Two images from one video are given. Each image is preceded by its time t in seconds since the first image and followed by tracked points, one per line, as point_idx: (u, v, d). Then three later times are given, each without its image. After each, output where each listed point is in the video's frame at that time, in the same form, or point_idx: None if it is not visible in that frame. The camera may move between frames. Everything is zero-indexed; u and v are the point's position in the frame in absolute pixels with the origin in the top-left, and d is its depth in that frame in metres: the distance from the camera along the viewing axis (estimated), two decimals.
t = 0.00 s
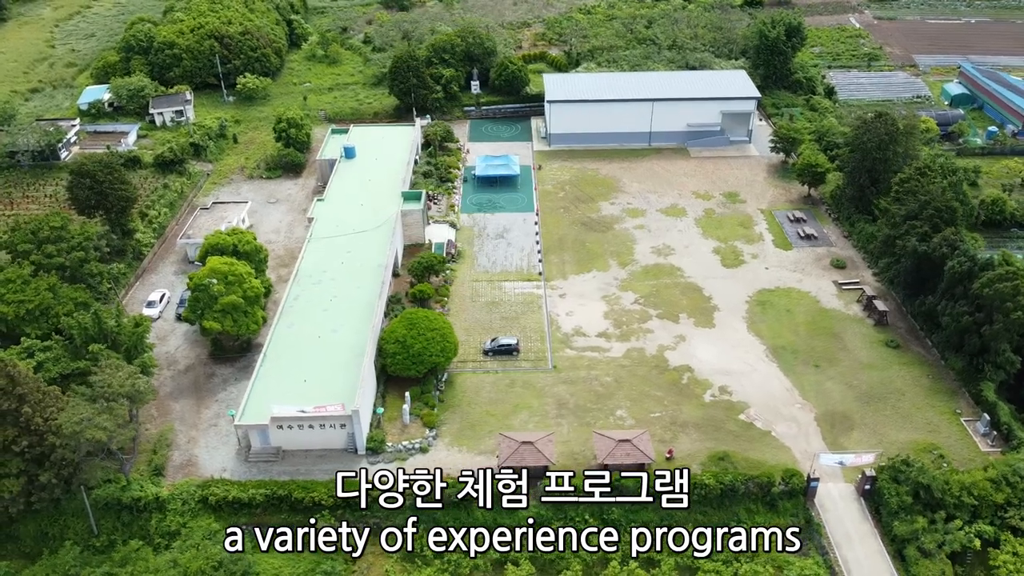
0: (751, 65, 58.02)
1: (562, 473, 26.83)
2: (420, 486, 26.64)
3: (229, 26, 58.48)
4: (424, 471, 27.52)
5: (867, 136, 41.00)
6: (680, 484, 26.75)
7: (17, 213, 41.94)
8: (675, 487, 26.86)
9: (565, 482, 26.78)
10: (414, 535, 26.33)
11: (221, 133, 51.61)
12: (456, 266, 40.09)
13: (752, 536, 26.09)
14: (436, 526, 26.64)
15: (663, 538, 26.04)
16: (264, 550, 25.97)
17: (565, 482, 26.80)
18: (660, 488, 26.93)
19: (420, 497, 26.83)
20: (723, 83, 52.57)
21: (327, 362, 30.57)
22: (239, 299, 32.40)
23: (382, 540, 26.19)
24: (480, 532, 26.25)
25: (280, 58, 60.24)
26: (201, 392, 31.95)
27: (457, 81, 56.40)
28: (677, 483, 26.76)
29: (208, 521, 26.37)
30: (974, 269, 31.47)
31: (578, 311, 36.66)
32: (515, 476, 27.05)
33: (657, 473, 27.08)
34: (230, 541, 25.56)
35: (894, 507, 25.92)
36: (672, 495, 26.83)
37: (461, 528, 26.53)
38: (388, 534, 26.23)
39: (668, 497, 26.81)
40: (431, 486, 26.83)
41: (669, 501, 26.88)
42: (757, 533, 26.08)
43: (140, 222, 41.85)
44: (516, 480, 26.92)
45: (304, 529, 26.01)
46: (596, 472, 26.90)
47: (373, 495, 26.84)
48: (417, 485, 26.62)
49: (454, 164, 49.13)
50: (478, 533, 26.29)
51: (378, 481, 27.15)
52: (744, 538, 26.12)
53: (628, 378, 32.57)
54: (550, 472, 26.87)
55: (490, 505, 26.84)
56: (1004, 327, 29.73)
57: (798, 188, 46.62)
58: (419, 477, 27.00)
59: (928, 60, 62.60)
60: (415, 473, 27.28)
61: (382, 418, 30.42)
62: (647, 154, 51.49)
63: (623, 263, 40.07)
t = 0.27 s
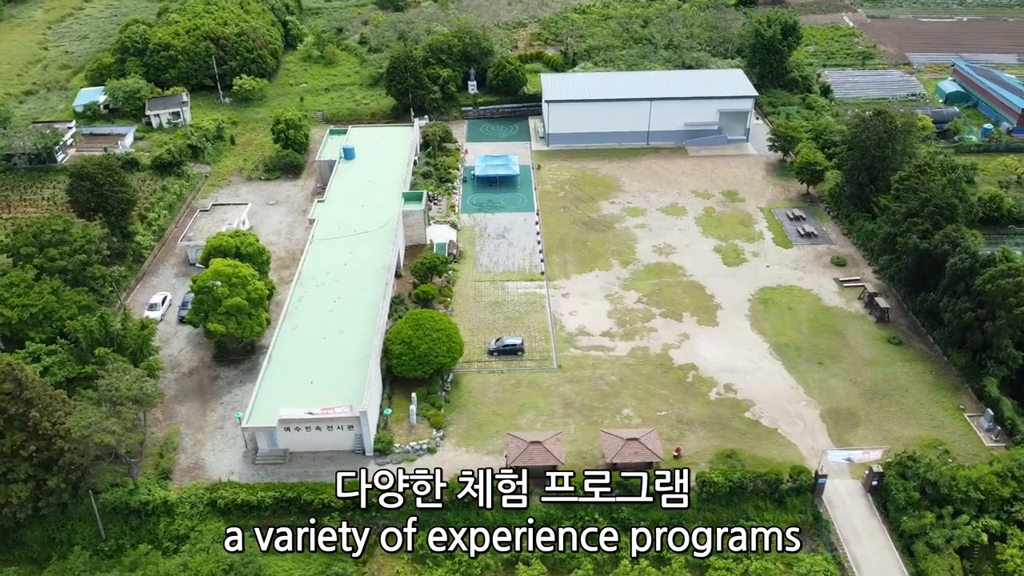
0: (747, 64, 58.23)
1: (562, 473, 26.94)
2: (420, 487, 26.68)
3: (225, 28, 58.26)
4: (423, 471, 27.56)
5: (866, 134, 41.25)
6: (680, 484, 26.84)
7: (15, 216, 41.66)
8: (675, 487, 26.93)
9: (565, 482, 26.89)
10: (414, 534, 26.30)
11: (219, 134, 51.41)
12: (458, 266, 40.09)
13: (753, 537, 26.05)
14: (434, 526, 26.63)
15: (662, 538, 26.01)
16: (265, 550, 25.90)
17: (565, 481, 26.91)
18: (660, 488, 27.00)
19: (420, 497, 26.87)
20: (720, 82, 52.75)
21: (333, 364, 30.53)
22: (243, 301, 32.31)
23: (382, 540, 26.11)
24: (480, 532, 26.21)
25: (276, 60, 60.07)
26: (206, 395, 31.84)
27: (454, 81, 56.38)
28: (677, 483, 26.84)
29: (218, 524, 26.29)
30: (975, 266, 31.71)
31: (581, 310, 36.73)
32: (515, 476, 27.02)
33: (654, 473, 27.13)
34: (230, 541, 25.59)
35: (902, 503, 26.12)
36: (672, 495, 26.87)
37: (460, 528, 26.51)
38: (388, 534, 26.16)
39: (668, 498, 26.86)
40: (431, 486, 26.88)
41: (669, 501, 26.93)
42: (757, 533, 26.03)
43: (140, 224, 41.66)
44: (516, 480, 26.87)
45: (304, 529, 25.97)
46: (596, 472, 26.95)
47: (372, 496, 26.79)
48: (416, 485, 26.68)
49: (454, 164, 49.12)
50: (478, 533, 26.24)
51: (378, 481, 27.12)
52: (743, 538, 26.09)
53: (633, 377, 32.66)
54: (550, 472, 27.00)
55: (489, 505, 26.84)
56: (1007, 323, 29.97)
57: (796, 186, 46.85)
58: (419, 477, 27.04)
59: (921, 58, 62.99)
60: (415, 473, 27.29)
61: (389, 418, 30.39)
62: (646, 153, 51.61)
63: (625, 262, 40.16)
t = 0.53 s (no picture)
0: (743, 63, 58.44)
1: (562, 473, 26.98)
2: (420, 486, 26.69)
3: (221, 28, 58.02)
4: (423, 473, 27.62)
5: (865, 131, 41.47)
6: (680, 484, 26.81)
7: (13, 219, 41.38)
8: (675, 487, 26.92)
9: (565, 482, 26.94)
10: (414, 534, 26.32)
11: (216, 136, 51.21)
12: (460, 266, 40.07)
13: (753, 537, 25.98)
14: (436, 526, 26.59)
15: (662, 538, 25.96)
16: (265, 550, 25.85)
17: (565, 481, 26.95)
18: (660, 488, 26.95)
19: (420, 497, 26.86)
20: (718, 81, 52.91)
21: (339, 365, 30.46)
22: (248, 303, 32.20)
23: (382, 540, 26.09)
24: (480, 532, 26.18)
25: (272, 60, 59.87)
26: (211, 397, 31.70)
27: (452, 81, 56.35)
28: (677, 483, 26.82)
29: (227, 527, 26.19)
30: (977, 262, 31.93)
31: (584, 309, 36.78)
32: (515, 476, 27.06)
33: (649, 474, 27.03)
34: (230, 541, 25.62)
35: (910, 498, 26.26)
36: (672, 495, 26.88)
37: (460, 528, 26.46)
38: (388, 534, 26.13)
39: (668, 498, 26.86)
40: (431, 486, 26.88)
41: (669, 501, 26.94)
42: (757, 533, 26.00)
43: (139, 226, 41.45)
44: (516, 480, 26.88)
45: (304, 529, 25.94)
46: (596, 472, 26.98)
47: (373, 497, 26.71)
48: (417, 485, 26.70)
49: (453, 164, 49.09)
50: (478, 533, 26.20)
51: (378, 481, 27.13)
52: (744, 538, 25.98)
53: (638, 376, 32.73)
54: (550, 472, 27.04)
55: (490, 505, 26.81)
56: (1010, 318, 30.19)
57: (795, 184, 47.06)
58: (419, 477, 27.08)
59: (915, 56, 63.37)
60: (414, 473, 27.35)
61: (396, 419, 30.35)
62: (644, 152, 51.71)
63: (627, 261, 40.24)
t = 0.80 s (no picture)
0: (739, 61, 58.63)
1: (562, 473, 26.94)
2: (420, 486, 26.59)
3: (217, 30, 57.77)
4: (423, 472, 27.51)
5: (864, 129, 41.65)
6: (680, 484, 26.76)
7: (11, 222, 41.09)
8: (675, 487, 26.91)
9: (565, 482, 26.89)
10: (414, 534, 26.27)
11: (214, 137, 51.01)
12: (463, 266, 40.04)
13: (753, 537, 25.96)
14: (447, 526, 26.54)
15: (662, 538, 26.04)
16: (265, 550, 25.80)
17: (565, 481, 26.91)
18: (660, 488, 26.91)
19: (420, 497, 26.78)
20: (715, 80, 53.05)
21: (345, 366, 30.37)
22: (252, 304, 32.07)
23: (382, 540, 26.04)
24: (480, 532, 26.19)
25: (268, 61, 59.66)
26: (216, 399, 31.55)
27: (449, 81, 56.29)
28: (677, 483, 26.77)
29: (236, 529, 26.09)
30: (979, 258, 32.13)
31: (588, 308, 36.80)
32: (515, 476, 26.96)
33: (655, 473, 27.03)
34: (230, 541, 25.68)
35: (917, 493, 26.41)
36: (671, 495, 26.86)
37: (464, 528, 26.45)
38: (388, 534, 26.08)
39: (668, 498, 26.83)
40: (431, 486, 26.80)
41: (669, 501, 26.90)
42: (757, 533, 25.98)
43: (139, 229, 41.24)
44: (516, 480, 26.79)
45: (304, 529, 25.89)
46: (596, 472, 26.94)
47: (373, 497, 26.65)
48: (417, 486, 26.59)
49: (453, 164, 49.05)
50: (478, 533, 26.21)
51: (378, 481, 27.05)
52: (744, 538, 25.97)
53: (644, 374, 32.79)
54: (550, 472, 26.98)
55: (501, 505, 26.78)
56: (1013, 314, 30.39)
57: (794, 182, 47.26)
58: (419, 477, 26.96)
59: (910, 54, 63.74)
60: (415, 473, 27.23)
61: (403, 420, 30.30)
62: (643, 151, 51.80)
63: (629, 260, 40.30)
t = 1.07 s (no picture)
0: (736, 60, 58.80)
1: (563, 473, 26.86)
2: (420, 487, 26.49)
3: (213, 31, 57.51)
4: (423, 472, 27.40)
5: (864, 127, 41.85)
6: (679, 484, 26.77)
7: (9, 226, 40.79)
8: (675, 487, 26.94)
9: (565, 482, 26.86)
10: (413, 535, 26.26)
11: (211, 139, 50.78)
12: (465, 266, 40.02)
13: (753, 536, 25.97)
14: (457, 526, 26.51)
15: (662, 538, 26.01)
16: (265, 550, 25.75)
17: (565, 481, 26.86)
18: (660, 488, 26.91)
19: (420, 497, 26.66)
20: (713, 79, 53.19)
21: (352, 368, 30.31)
22: (257, 307, 31.95)
23: (382, 540, 25.97)
24: (480, 532, 26.24)
25: (264, 62, 59.44)
26: (222, 402, 31.40)
27: (447, 82, 56.24)
28: (677, 483, 26.80)
29: (246, 532, 26.00)
30: (982, 255, 32.33)
31: (592, 308, 36.83)
32: (515, 476, 26.89)
33: (665, 471, 27.06)
34: (230, 541, 25.69)
35: (925, 489, 26.57)
36: (671, 495, 26.85)
37: (471, 528, 26.47)
38: (388, 534, 26.02)
39: (668, 498, 26.81)
40: (431, 486, 26.72)
41: (669, 501, 26.88)
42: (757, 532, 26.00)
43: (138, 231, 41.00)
44: (516, 480, 26.71)
45: (304, 530, 25.88)
46: (595, 472, 26.92)
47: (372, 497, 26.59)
48: (416, 486, 26.48)
49: (452, 165, 49.00)
50: (478, 533, 26.27)
51: (377, 481, 26.97)
52: (743, 538, 25.98)
53: (649, 373, 32.85)
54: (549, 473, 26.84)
55: (509, 504, 26.77)
56: (1017, 310, 30.59)
57: (793, 180, 47.44)
58: (419, 477, 26.86)
59: (904, 52, 64.10)
60: (414, 473, 27.12)
61: (410, 420, 30.27)
62: (641, 151, 51.89)
63: (631, 259, 40.35)
